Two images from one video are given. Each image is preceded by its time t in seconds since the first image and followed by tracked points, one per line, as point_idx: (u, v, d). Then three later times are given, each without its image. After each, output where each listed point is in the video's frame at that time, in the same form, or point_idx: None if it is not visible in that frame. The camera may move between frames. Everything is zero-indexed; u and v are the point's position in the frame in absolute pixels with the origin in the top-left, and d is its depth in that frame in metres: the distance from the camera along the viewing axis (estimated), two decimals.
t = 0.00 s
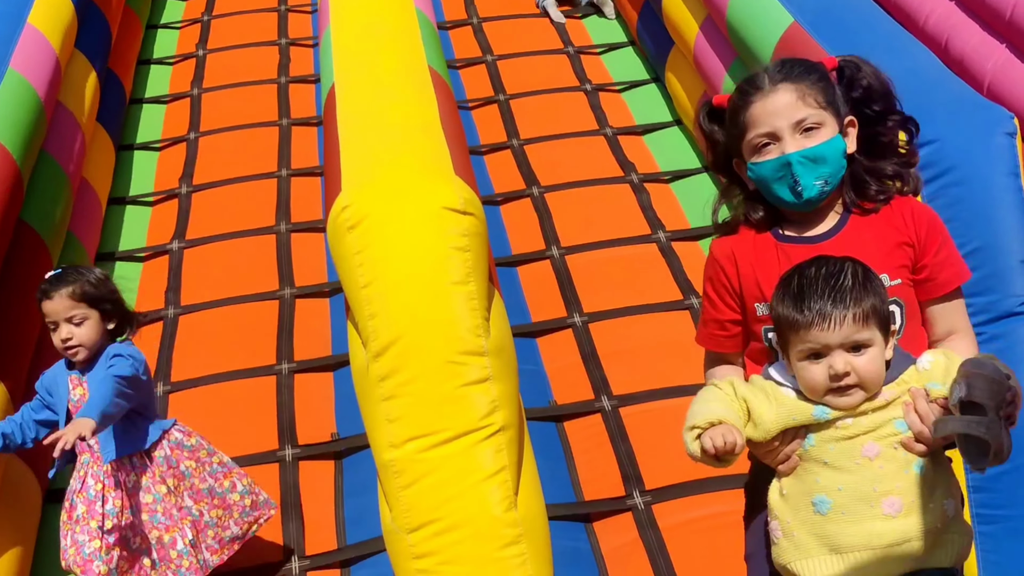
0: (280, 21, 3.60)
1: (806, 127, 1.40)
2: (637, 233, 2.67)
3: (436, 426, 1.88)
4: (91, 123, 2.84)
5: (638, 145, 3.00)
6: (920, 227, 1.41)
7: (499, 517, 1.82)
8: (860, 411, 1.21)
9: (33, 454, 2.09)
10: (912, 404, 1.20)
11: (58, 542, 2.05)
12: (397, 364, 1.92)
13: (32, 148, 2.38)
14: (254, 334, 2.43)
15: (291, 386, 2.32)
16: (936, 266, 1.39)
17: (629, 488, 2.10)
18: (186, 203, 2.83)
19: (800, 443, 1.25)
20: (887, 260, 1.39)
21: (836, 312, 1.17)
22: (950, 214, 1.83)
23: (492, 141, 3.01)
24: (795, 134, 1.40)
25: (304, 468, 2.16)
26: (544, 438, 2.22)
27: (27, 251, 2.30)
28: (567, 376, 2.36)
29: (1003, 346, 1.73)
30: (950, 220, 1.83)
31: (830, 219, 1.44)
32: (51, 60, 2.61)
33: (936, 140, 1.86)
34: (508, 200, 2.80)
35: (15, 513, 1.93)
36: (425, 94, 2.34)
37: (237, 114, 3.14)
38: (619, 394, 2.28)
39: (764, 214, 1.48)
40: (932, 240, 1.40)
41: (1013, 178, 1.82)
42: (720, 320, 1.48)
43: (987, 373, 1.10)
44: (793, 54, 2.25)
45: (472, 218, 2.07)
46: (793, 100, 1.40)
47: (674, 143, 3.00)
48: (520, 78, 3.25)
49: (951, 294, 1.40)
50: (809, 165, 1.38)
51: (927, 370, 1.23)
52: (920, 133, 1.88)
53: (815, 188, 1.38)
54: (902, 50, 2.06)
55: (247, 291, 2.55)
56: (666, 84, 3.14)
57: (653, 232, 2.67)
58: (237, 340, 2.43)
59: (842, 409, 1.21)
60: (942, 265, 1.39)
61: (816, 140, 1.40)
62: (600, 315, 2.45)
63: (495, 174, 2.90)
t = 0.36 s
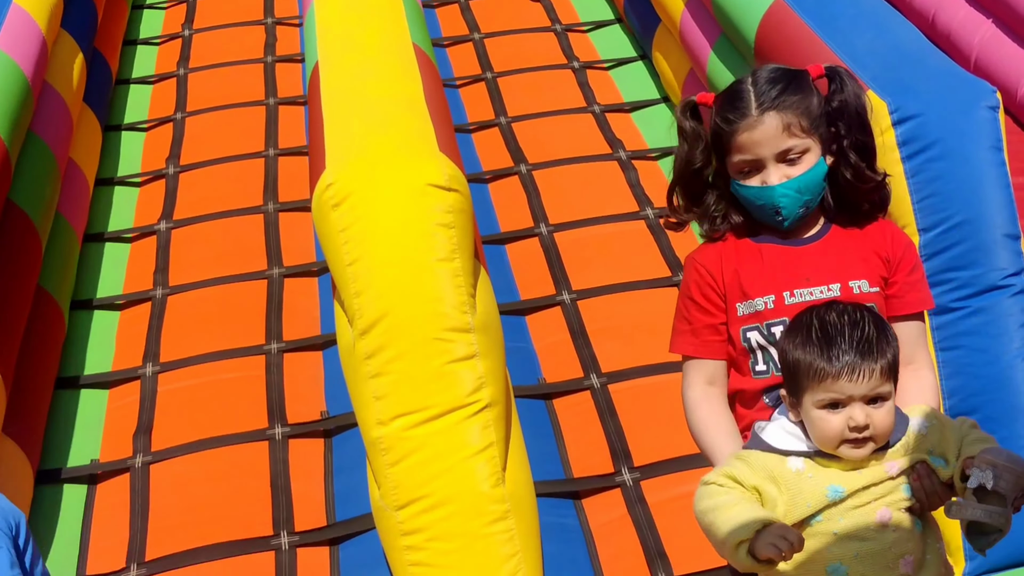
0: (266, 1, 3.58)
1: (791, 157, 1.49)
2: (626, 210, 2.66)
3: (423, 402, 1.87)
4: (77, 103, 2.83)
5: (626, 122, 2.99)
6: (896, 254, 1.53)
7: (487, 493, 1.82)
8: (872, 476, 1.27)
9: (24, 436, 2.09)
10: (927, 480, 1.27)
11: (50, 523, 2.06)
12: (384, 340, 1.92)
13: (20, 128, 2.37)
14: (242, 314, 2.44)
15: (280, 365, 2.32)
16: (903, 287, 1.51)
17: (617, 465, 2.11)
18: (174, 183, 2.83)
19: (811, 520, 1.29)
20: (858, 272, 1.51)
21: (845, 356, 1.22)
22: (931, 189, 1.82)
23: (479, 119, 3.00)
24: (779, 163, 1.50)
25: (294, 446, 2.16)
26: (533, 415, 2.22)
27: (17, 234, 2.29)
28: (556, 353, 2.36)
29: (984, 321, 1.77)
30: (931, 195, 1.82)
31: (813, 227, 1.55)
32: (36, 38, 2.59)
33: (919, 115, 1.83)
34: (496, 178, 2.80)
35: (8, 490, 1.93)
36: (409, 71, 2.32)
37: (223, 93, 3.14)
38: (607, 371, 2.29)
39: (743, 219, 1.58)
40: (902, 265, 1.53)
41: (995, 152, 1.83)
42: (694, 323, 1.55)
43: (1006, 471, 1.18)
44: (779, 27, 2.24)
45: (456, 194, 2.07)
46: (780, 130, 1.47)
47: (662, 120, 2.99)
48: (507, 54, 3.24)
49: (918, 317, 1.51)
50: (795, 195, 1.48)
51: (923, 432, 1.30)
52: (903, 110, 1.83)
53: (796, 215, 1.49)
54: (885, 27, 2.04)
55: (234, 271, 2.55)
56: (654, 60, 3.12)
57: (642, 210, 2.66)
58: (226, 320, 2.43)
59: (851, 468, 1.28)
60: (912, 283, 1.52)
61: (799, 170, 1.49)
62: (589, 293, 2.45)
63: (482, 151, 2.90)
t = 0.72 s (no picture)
0: None
1: (736, 141, 1.42)
2: (621, 190, 2.67)
3: (423, 382, 1.86)
4: (68, 86, 2.80)
5: (621, 103, 2.99)
6: (862, 233, 1.38)
7: (487, 472, 1.81)
8: (815, 507, 1.13)
9: (22, 418, 2.09)
10: (877, 508, 1.15)
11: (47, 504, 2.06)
12: (383, 320, 1.91)
13: (9, 111, 2.34)
14: (238, 296, 2.44)
15: (277, 347, 2.32)
16: (872, 272, 1.36)
17: (615, 444, 2.12)
18: (167, 165, 2.82)
19: None
20: (822, 261, 1.40)
21: (777, 390, 1.07)
22: (929, 166, 1.84)
23: (474, 100, 3.01)
24: (723, 146, 1.43)
25: (292, 426, 2.17)
26: (532, 395, 2.24)
27: (8, 215, 2.27)
28: (553, 333, 2.37)
29: (984, 297, 1.79)
30: (930, 172, 1.84)
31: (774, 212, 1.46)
32: (25, 23, 2.56)
33: (918, 92, 1.86)
34: (491, 159, 2.81)
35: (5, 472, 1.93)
36: (406, 52, 2.32)
37: (217, 76, 3.13)
38: (604, 350, 2.30)
39: (710, 207, 1.52)
40: (881, 245, 1.36)
41: (994, 128, 1.85)
42: (687, 314, 1.46)
43: (948, 513, 1.08)
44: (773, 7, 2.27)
45: (455, 174, 2.07)
46: (717, 114, 1.40)
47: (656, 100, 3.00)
48: (501, 36, 3.26)
49: (898, 294, 1.34)
50: (739, 181, 1.41)
51: (868, 453, 1.15)
52: (902, 86, 1.87)
53: (747, 199, 1.43)
54: (882, 3, 2.07)
55: (230, 254, 2.55)
56: (648, 41, 3.13)
57: (637, 190, 2.67)
58: (223, 302, 2.43)
59: (791, 504, 1.14)
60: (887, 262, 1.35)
61: (742, 153, 1.42)
62: (585, 274, 2.46)
63: (478, 133, 2.91)
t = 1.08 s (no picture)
0: None
1: (804, 93, 1.23)
2: (617, 168, 2.66)
3: (422, 359, 1.84)
4: (60, 64, 2.77)
5: (616, 79, 3.00)
6: (921, 173, 1.19)
7: (485, 450, 1.77)
8: (679, 472, 1.13)
9: (18, 399, 2.07)
10: (746, 476, 1.12)
11: (43, 484, 2.05)
12: (382, 298, 1.89)
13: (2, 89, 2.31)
14: (232, 275, 2.42)
15: (272, 326, 2.30)
16: (928, 219, 1.16)
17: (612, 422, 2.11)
18: (161, 144, 2.79)
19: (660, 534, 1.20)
20: (878, 209, 1.23)
21: (620, 360, 1.07)
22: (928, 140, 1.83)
23: (469, 78, 3.03)
24: (793, 98, 1.25)
25: (288, 405, 2.16)
26: (528, 372, 2.23)
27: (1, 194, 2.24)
28: (549, 311, 2.35)
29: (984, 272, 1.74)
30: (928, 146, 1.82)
31: (857, 160, 1.28)
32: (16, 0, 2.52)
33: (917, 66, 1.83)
34: (487, 136, 2.82)
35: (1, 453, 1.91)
36: (402, 26, 2.29)
37: (210, 54, 3.11)
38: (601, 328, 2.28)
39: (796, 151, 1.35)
40: (935, 193, 1.16)
41: (994, 103, 1.82)
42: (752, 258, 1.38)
43: (778, 491, 1.02)
44: None
45: (453, 151, 2.05)
46: (784, 65, 1.22)
47: (652, 77, 3.00)
48: (496, 13, 3.28)
49: (952, 244, 1.13)
50: (810, 135, 1.24)
51: (736, 421, 1.12)
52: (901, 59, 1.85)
53: (818, 152, 1.26)
54: None
55: (223, 232, 2.53)
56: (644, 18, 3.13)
57: (633, 167, 2.66)
58: (217, 281, 2.41)
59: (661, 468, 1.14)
60: (950, 218, 1.14)
61: (810, 106, 1.23)
62: (581, 251, 2.45)
63: (473, 111, 2.92)
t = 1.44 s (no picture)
0: None
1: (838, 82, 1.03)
2: (612, 148, 2.66)
3: (417, 341, 1.84)
4: (52, 45, 2.75)
5: (610, 59, 3.00)
6: (946, 158, 1.01)
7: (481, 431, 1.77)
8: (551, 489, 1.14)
9: (14, 381, 2.07)
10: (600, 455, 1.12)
11: (40, 466, 2.05)
12: (376, 280, 1.89)
13: None
14: (227, 257, 2.42)
15: (267, 308, 2.30)
16: (960, 215, 0.99)
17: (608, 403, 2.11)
18: (155, 126, 2.78)
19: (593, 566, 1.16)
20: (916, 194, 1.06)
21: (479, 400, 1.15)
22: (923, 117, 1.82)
23: (464, 58, 3.02)
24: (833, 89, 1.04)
25: (284, 387, 2.16)
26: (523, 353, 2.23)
27: None
28: (544, 292, 2.35)
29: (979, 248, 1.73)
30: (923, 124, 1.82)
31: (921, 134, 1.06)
32: None
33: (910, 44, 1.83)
34: (481, 117, 2.80)
35: None
36: (393, 8, 2.29)
37: (203, 34, 3.10)
38: (597, 308, 2.28)
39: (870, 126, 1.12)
40: (958, 185, 0.99)
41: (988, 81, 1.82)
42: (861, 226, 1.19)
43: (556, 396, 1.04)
44: None
45: (446, 132, 2.04)
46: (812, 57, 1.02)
47: (646, 56, 3.00)
48: None
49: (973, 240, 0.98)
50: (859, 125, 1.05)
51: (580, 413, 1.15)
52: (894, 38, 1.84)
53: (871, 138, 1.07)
54: None
55: (217, 214, 2.52)
56: None
57: (628, 147, 2.66)
58: (212, 263, 2.41)
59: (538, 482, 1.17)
60: (974, 215, 0.98)
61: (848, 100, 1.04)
62: (577, 233, 2.44)
63: (468, 91, 2.90)
